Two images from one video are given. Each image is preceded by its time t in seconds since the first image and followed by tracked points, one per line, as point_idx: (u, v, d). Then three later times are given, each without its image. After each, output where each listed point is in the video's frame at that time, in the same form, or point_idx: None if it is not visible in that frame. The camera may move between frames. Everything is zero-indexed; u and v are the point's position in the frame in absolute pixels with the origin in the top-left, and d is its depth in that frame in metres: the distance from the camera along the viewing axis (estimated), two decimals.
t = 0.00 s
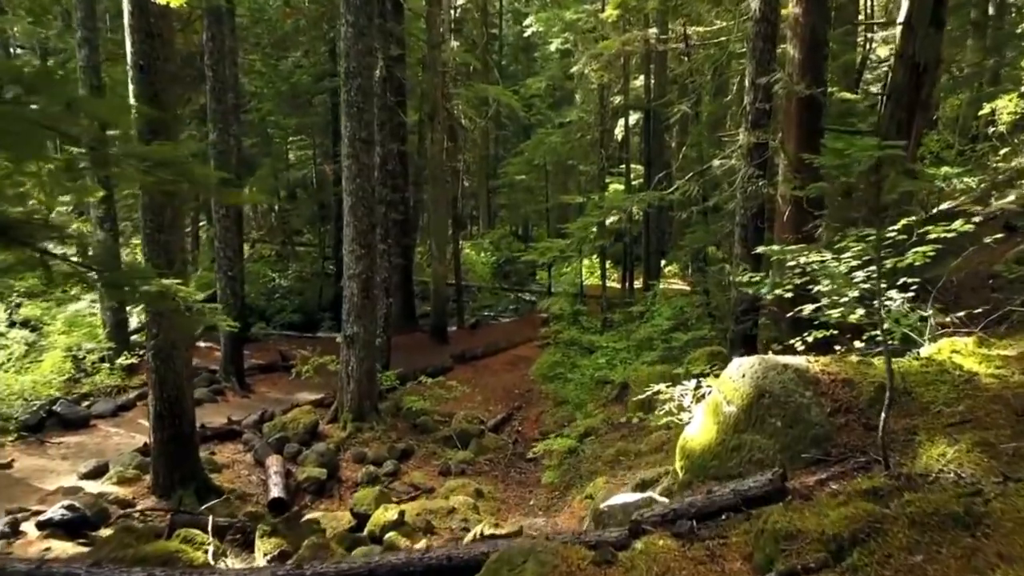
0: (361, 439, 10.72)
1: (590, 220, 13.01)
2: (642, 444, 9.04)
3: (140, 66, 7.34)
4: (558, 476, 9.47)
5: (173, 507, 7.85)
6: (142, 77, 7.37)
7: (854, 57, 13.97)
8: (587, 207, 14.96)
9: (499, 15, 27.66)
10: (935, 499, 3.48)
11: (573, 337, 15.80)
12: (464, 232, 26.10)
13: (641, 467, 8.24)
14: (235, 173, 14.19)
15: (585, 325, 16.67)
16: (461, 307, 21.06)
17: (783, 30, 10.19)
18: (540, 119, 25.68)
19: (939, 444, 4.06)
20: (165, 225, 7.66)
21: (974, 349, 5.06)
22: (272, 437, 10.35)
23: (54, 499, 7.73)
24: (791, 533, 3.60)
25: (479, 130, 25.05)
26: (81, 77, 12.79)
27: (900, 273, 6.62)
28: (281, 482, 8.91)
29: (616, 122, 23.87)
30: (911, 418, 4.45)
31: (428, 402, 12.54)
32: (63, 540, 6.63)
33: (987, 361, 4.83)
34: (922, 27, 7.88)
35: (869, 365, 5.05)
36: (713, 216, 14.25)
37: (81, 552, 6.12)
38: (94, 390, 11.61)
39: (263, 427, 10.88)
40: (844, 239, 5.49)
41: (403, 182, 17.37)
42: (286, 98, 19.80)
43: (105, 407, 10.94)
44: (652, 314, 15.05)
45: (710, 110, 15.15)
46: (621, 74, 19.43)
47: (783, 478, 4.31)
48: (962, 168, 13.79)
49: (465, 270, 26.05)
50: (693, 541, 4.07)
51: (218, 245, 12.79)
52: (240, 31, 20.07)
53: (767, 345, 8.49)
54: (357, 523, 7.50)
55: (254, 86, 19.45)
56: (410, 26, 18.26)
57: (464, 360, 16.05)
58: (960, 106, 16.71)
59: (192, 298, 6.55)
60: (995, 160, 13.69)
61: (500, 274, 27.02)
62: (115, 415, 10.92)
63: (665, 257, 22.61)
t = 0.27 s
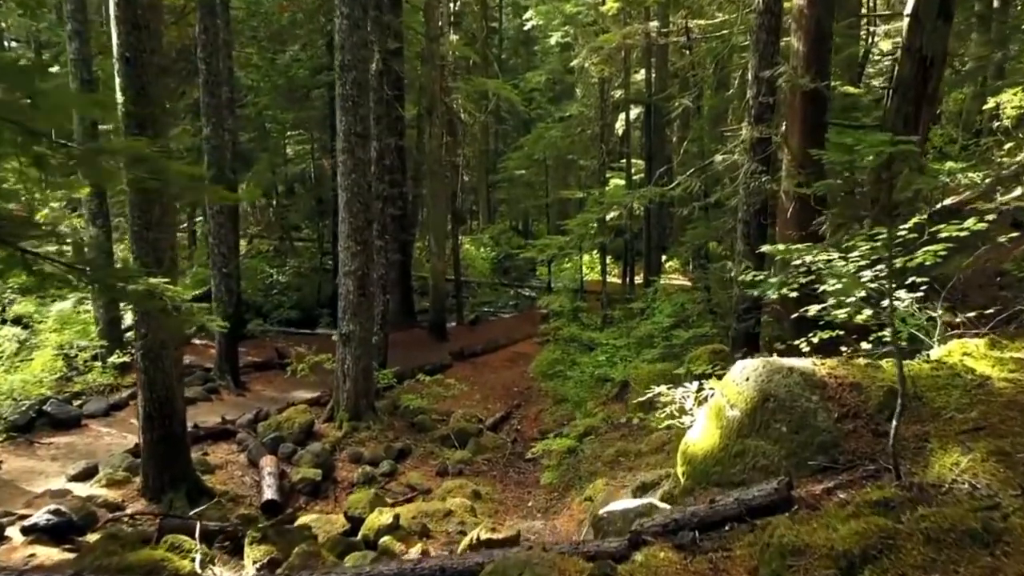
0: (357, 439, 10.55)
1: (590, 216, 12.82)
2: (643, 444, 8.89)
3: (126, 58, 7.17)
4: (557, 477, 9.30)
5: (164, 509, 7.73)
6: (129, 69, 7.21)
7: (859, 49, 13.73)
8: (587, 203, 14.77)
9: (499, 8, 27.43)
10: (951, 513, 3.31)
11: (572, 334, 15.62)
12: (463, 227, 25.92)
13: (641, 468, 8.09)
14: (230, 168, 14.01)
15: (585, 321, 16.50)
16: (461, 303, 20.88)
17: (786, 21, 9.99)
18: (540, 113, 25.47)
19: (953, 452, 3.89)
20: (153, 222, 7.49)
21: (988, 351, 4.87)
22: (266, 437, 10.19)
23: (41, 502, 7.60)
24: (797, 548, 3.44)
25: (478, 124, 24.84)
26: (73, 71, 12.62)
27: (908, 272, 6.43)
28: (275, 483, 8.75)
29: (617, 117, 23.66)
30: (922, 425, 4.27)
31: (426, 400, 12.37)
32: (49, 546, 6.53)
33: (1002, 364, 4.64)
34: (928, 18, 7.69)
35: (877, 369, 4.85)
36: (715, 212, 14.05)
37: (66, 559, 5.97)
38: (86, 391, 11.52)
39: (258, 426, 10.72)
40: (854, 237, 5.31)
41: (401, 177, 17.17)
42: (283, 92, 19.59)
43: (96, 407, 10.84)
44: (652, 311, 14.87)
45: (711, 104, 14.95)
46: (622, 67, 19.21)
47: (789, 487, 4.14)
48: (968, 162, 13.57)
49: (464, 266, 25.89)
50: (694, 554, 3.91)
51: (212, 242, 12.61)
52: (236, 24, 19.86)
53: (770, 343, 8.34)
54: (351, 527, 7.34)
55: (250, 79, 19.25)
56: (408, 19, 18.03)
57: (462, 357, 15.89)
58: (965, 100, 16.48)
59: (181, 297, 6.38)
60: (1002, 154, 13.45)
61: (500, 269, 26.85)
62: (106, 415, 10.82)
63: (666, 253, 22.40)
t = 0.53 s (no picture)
0: (354, 439, 10.40)
1: (590, 212, 12.64)
2: (643, 445, 8.72)
3: (114, 52, 7.02)
4: (556, 478, 9.13)
5: (155, 513, 7.62)
6: (117, 64, 7.06)
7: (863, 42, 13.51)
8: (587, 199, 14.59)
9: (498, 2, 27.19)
10: (968, 530, 3.15)
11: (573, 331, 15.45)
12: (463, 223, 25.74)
13: (641, 471, 7.93)
14: (226, 164, 13.84)
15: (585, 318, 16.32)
16: (460, 299, 20.71)
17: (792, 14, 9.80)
18: (540, 108, 25.27)
19: (969, 463, 3.73)
20: (143, 220, 7.33)
21: (1003, 355, 4.69)
22: (261, 437, 10.04)
23: (31, 506, 7.48)
24: (804, 566, 3.29)
25: (478, 119, 24.64)
26: (65, 67, 12.46)
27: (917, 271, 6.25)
28: (269, 486, 8.59)
29: (618, 112, 23.44)
30: (935, 433, 4.10)
31: (424, 399, 12.20)
32: (36, 551, 6.43)
33: (1018, 369, 4.46)
34: (937, 11, 7.49)
35: (886, 373, 4.66)
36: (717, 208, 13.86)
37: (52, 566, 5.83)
38: (79, 391, 11.50)
39: (253, 426, 10.56)
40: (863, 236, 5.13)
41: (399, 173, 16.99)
42: (280, 87, 19.41)
43: (88, 408, 10.75)
44: (654, 308, 14.70)
45: (713, 98, 14.74)
46: (623, 62, 18.99)
47: (795, 497, 3.98)
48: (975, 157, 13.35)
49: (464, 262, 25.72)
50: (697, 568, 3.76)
51: (207, 240, 12.46)
52: (233, 19, 19.66)
53: (773, 343, 8.18)
54: (346, 531, 7.18)
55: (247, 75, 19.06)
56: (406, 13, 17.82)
57: (462, 355, 15.72)
58: (971, 94, 16.23)
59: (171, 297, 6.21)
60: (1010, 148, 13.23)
61: (500, 266, 26.67)
62: (98, 416, 10.73)
63: (667, 249, 22.21)
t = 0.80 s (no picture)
0: (350, 442, 10.21)
1: (591, 211, 12.43)
2: (644, 451, 8.52)
3: (101, 47, 6.84)
4: (556, 484, 8.93)
5: (143, 520, 7.39)
6: (104, 59, 6.87)
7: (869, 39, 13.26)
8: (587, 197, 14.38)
9: None
10: (993, 560, 2.97)
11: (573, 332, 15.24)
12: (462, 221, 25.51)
13: (642, 478, 7.72)
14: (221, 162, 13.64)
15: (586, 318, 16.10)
16: (460, 299, 20.51)
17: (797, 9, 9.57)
18: (540, 106, 25.04)
19: (990, 482, 3.57)
20: (130, 220, 7.14)
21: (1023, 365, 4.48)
22: (255, 441, 9.84)
23: (15, 514, 7.30)
24: None
25: (478, 116, 24.41)
26: (57, 62, 12.27)
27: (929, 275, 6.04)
28: (262, 491, 8.38)
29: (619, 109, 23.21)
30: (953, 449, 3.91)
31: (421, 402, 12.00)
32: (19, 563, 6.21)
33: None
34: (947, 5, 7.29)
35: (902, 384, 4.43)
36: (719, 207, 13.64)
37: None
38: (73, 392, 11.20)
39: (246, 429, 10.35)
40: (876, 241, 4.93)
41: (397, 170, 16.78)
42: (278, 84, 19.20)
43: (81, 410, 10.47)
44: (655, 308, 14.48)
45: (716, 95, 14.51)
46: (625, 58, 18.76)
47: (805, 517, 3.80)
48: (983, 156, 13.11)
49: (464, 260, 25.50)
50: None
51: (201, 239, 12.24)
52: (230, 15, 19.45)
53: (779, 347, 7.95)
54: (339, 540, 7.00)
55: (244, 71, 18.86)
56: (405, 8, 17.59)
57: (461, 356, 15.51)
58: (977, 91, 15.98)
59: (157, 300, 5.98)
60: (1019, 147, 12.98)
61: (500, 264, 26.45)
62: (91, 418, 10.46)
63: (669, 248, 21.98)
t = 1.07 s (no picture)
0: (344, 449, 9.99)
1: (591, 213, 12.21)
2: (645, 459, 8.31)
3: (85, 44, 6.59)
4: (555, 493, 8.72)
5: (129, 532, 7.16)
6: (89, 56, 6.62)
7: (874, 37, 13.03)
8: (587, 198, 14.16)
9: None
10: None
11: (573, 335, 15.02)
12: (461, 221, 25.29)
13: (643, 488, 7.51)
14: (216, 162, 13.43)
15: (586, 320, 15.89)
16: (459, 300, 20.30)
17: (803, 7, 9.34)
18: (540, 105, 24.80)
19: (1015, 506, 3.37)
20: (117, 223, 6.91)
21: None
22: (248, 447, 9.62)
23: None
24: None
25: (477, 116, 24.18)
26: (48, 60, 12.02)
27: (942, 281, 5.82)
28: (253, 500, 8.15)
29: (619, 109, 22.99)
30: (974, 470, 3.70)
31: (418, 406, 11.78)
32: None
33: None
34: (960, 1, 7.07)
35: (917, 399, 4.20)
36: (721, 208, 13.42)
37: None
38: (61, 395, 10.94)
39: (238, 435, 10.13)
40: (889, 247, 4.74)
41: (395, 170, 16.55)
42: (275, 83, 18.96)
43: (70, 415, 10.24)
44: (656, 311, 14.26)
45: (719, 94, 14.27)
46: (626, 57, 18.52)
47: (816, 541, 3.63)
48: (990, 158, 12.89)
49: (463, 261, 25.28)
50: None
51: (194, 240, 12.02)
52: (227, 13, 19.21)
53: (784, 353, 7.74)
54: (330, 554, 6.90)
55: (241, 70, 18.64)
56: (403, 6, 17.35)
57: (459, 359, 15.30)
58: (984, 91, 15.75)
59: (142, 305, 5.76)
60: None
61: (500, 265, 26.25)
62: (81, 423, 10.23)
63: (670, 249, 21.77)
